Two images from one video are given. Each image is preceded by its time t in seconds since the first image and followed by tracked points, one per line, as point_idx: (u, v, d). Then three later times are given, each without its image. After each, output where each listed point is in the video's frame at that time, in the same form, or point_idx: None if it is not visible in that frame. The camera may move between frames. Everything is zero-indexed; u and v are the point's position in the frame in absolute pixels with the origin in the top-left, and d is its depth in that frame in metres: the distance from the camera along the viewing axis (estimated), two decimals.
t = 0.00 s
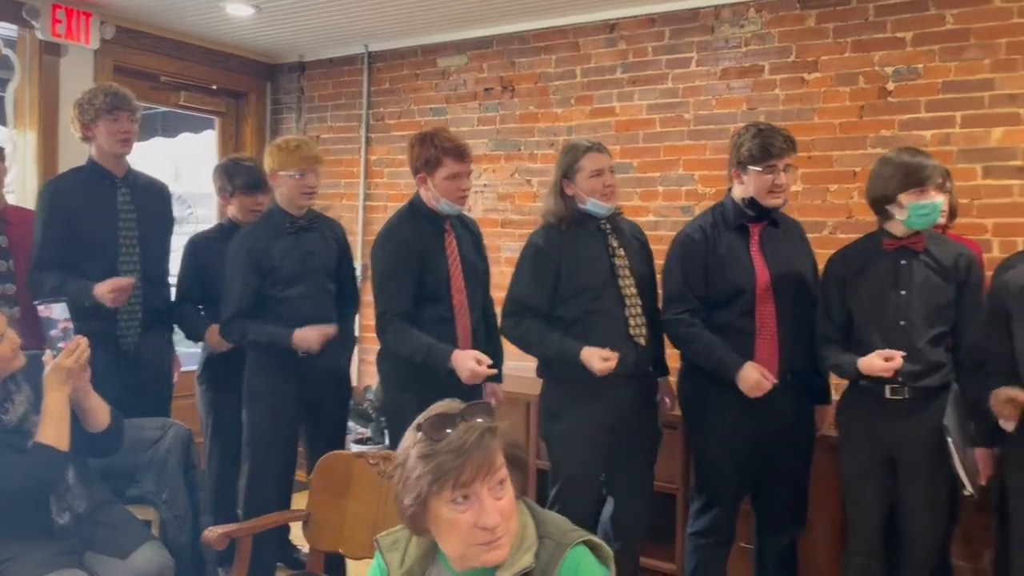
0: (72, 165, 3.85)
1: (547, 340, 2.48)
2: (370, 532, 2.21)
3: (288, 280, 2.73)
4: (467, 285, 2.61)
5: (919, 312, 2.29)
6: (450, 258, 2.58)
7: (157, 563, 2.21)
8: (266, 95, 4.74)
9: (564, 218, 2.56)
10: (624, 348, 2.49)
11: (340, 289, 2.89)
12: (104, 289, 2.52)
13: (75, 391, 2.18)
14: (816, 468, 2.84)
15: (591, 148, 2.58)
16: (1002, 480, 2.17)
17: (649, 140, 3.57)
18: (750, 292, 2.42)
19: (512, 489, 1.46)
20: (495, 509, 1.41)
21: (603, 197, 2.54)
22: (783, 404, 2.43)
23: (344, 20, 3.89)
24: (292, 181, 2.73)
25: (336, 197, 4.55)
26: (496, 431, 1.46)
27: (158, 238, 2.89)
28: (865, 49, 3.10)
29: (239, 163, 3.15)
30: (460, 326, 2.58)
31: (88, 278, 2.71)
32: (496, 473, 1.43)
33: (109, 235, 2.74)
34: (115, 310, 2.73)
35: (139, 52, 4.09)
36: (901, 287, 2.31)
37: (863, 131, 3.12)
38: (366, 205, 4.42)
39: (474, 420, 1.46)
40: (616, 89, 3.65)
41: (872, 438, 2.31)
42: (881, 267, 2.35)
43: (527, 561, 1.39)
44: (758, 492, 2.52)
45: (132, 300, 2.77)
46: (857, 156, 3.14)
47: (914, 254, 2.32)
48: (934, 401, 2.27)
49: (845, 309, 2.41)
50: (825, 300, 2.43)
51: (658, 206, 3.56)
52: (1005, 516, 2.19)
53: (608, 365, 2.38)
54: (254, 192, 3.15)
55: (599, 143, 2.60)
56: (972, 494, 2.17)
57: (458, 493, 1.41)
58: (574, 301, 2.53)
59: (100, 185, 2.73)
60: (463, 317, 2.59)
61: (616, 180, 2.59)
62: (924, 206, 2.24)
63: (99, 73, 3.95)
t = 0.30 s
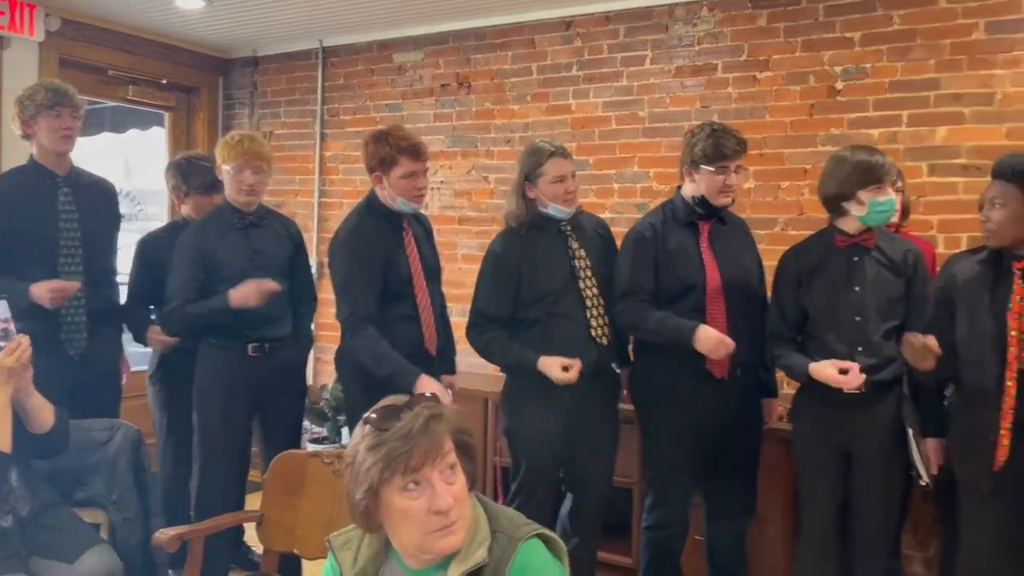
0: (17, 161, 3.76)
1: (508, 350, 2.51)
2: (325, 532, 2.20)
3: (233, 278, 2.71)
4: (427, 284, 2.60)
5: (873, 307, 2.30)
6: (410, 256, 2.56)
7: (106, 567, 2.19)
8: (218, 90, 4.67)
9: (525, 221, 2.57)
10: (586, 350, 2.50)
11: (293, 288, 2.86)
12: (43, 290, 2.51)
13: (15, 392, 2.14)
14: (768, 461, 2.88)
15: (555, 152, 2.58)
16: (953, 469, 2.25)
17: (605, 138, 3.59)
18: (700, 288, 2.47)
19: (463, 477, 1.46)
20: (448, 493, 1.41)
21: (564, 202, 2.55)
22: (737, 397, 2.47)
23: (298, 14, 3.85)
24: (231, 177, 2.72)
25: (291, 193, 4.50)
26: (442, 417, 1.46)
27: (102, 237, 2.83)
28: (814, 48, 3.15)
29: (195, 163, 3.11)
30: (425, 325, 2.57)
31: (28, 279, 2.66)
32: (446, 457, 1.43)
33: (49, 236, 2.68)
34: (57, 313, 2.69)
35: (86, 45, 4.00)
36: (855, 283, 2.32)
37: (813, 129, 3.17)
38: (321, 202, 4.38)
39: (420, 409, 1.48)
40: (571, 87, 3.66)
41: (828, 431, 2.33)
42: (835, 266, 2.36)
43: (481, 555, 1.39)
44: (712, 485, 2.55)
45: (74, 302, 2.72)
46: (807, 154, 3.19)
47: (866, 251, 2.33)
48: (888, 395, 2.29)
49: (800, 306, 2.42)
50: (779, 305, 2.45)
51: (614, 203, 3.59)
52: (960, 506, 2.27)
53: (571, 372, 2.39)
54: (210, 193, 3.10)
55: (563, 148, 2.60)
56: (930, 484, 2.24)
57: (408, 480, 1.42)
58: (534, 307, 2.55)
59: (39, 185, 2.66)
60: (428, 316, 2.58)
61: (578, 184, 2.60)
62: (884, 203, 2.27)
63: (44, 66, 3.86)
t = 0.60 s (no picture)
0: None
1: (468, 351, 2.51)
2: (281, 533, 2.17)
3: (187, 275, 2.66)
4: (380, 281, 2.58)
5: (827, 301, 2.33)
6: (360, 254, 2.54)
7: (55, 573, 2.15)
8: (168, 85, 4.59)
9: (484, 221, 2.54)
10: (545, 347, 2.50)
11: (249, 286, 2.81)
12: None
13: None
14: (724, 454, 2.92)
15: (513, 153, 2.54)
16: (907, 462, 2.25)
17: (561, 134, 3.60)
18: (654, 282, 2.49)
19: (417, 471, 1.45)
20: (402, 487, 1.40)
21: (523, 204, 2.54)
22: (693, 389, 2.51)
23: (250, 8, 3.79)
24: (182, 171, 2.68)
25: (244, 190, 4.43)
26: (395, 411, 1.45)
27: (44, 235, 2.77)
28: (767, 46, 3.19)
29: (149, 160, 3.05)
30: (381, 321, 2.55)
31: None
32: (400, 451, 1.42)
33: None
34: None
35: (31, 38, 3.90)
36: (810, 277, 2.35)
37: (765, 126, 3.21)
38: (275, 199, 4.32)
39: (373, 403, 1.47)
40: (527, 83, 3.66)
41: (787, 424, 2.34)
42: (789, 262, 2.38)
43: (437, 551, 1.37)
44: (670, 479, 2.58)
45: (13, 298, 2.64)
46: (760, 150, 3.22)
47: (820, 247, 2.37)
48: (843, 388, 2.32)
49: (755, 301, 2.43)
50: (733, 295, 2.46)
51: (571, 199, 3.60)
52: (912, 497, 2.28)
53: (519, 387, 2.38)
54: (162, 191, 3.04)
55: (522, 148, 2.56)
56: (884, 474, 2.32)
57: (362, 475, 1.41)
58: (499, 308, 2.54)
59: None
60: (384, 314, 2.56)
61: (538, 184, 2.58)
62: (839, 201, 2.31)
63: None
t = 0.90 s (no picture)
0: None
1: (413, 332, 2.49)
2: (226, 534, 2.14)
3: (129, 272, 2.59)
4: (323, 276, 2.54)
5: (769, 291, 2.37)
6: (303, 251, 2.50)
7: None
8: (104, 78, 4.47)
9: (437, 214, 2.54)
10: (495, 339, 2.51)
11: (191, 283, 2.76)
12: None
13: None
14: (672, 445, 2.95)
15: (466, 143, 2.55)
16: (846, 447, 2.26)
17: (508, 129, 3.59)
18: (599, 274, 2.50)
19: (362, 470, 1.43)
20: (347, 486, 1.38)
21: (477, 193, 2.54)
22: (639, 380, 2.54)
23: None
24: (122, 163, 2.61)
25: (185, 185, 4.34)
26: (339, 410, 1.43)
27: None
28: (710, 41, 3.23)
29: (83, 153, 2.96)
30: (324, 320, 2.52)
31: None
32: (345, 450, 1.41)
33: None
34: None
35: None
36: (753, 269, 2.38)
37: (708, 121, 3.25)
38: (217, 195, 4.24)
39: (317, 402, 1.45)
40: (474, 77, 3.65)
41: (733, 413, 2.37)
42: (732, 256, 2.42)
43: (381, 549, 1.36)
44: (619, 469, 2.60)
45: None
46: (704, 145, 3.26)
47: (761, 239, 2.40)
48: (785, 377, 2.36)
49: (700, 293, 2.47)
50: (679, 290, 2.50)
51: (518, 194, 3.60)
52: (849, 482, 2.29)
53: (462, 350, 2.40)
54: (98, 185, 2.96)
55: (475, 138, 2.57)
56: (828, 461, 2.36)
57: (306, 475, 1.39)
58: (448, 297, 2.55)
59: None
60: (326, 310, 2.52)
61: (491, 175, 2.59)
62: (777, 194, 2.34)
63: None
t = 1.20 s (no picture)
0: None
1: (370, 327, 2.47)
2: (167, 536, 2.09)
3: (63, 269, 2.52)
4: (268, 273, 2.49)
5: (708, 286, 2.40)
6: (247, 245, 2.46)
7: None
8: (34, 69, 4.32)
9: (387, 205, 2.52)
10: (439, 333, 2.49)
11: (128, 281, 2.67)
12: None
13: None
14: (620, 436, 2.97)
15: (421, 134, 2.52)
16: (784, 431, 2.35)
17: (454, 122, 3.58)
18: (546, 270, 2.51)
19: (306, 467, 1.41)
20: (290, 484, 1.36)
21: (429, 185, 2.51)
22: (585, 371, 2.54)
23: None
24: (65, 160, 2.51)
25: (121, 180, 4.23)
26: (282, 407, 1.41)
27: None
28: (652, 35, 3.25)
29: (10, 144, 2.86)
30: (263, 314, 2.46)
31: None
32: (288, 448, 1.38)
33: None
34: None
35: None
36: (691, 263, 2.41)
37: (651, 115, 3.28)
38: (154, 189, 4.14)
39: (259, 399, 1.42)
40: (418, 70, 3.62)
41: (675, 404, 2.40)
42: (670, 252, 2.44)
43: (326, 547, 1.33)
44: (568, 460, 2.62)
45: None
46: (647, 138, 3.29)
47: (698, 234, 2.43)
48: (725, 370, 2.40)
49: (641, 288, 2.48)
50: (620, 283, 2.50)
51: (464, 187, 3.58)
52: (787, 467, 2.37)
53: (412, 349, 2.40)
54: (26, 178, 2.85)
55: (431, 131, 2.54)
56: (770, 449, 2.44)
57: (247, 473, 1.36)
58: (391, 290, 2.52)
59: None
60: (266, 305, 2.46)
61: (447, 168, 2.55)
62: (708, 188, 2.36)
63: None
